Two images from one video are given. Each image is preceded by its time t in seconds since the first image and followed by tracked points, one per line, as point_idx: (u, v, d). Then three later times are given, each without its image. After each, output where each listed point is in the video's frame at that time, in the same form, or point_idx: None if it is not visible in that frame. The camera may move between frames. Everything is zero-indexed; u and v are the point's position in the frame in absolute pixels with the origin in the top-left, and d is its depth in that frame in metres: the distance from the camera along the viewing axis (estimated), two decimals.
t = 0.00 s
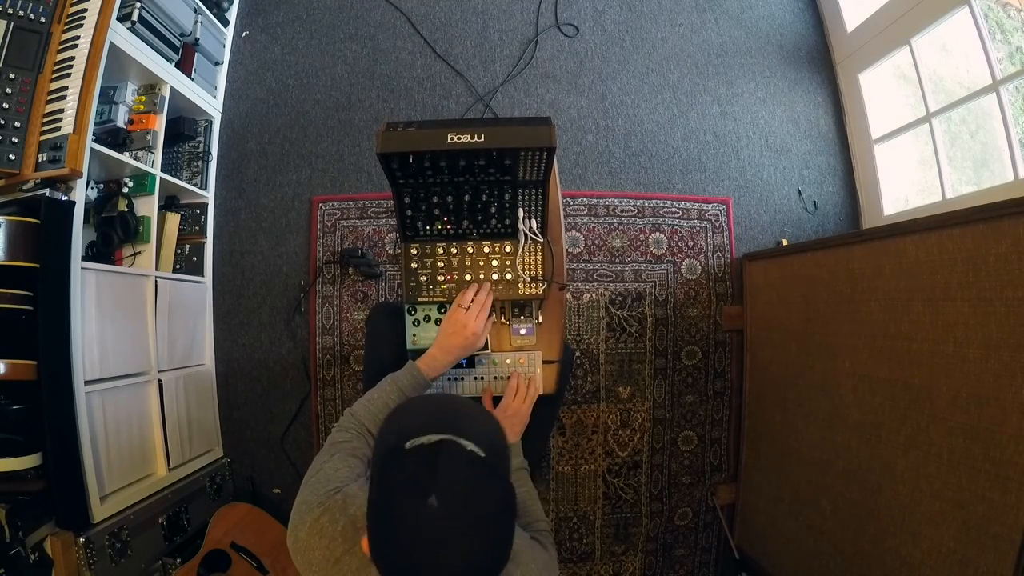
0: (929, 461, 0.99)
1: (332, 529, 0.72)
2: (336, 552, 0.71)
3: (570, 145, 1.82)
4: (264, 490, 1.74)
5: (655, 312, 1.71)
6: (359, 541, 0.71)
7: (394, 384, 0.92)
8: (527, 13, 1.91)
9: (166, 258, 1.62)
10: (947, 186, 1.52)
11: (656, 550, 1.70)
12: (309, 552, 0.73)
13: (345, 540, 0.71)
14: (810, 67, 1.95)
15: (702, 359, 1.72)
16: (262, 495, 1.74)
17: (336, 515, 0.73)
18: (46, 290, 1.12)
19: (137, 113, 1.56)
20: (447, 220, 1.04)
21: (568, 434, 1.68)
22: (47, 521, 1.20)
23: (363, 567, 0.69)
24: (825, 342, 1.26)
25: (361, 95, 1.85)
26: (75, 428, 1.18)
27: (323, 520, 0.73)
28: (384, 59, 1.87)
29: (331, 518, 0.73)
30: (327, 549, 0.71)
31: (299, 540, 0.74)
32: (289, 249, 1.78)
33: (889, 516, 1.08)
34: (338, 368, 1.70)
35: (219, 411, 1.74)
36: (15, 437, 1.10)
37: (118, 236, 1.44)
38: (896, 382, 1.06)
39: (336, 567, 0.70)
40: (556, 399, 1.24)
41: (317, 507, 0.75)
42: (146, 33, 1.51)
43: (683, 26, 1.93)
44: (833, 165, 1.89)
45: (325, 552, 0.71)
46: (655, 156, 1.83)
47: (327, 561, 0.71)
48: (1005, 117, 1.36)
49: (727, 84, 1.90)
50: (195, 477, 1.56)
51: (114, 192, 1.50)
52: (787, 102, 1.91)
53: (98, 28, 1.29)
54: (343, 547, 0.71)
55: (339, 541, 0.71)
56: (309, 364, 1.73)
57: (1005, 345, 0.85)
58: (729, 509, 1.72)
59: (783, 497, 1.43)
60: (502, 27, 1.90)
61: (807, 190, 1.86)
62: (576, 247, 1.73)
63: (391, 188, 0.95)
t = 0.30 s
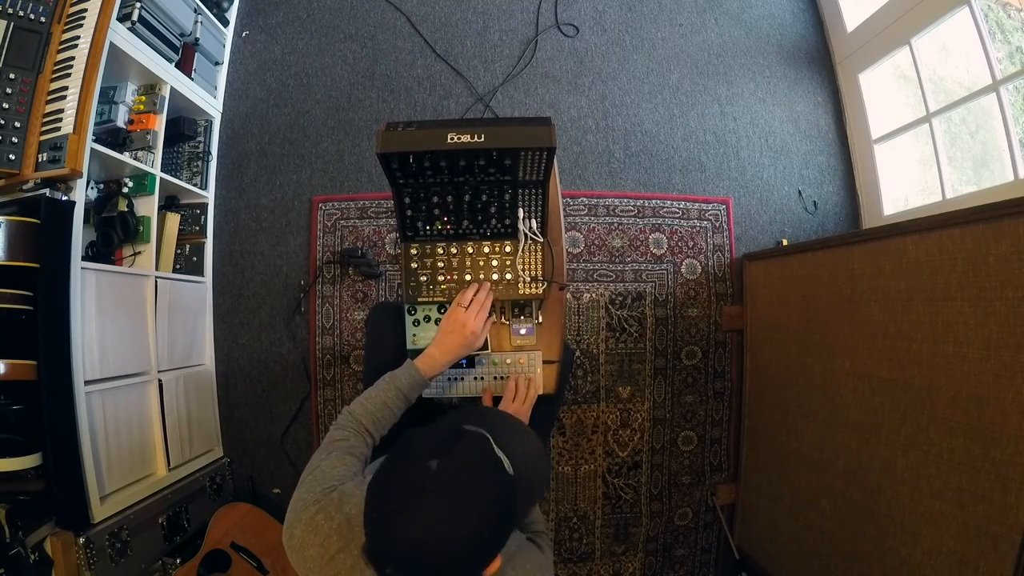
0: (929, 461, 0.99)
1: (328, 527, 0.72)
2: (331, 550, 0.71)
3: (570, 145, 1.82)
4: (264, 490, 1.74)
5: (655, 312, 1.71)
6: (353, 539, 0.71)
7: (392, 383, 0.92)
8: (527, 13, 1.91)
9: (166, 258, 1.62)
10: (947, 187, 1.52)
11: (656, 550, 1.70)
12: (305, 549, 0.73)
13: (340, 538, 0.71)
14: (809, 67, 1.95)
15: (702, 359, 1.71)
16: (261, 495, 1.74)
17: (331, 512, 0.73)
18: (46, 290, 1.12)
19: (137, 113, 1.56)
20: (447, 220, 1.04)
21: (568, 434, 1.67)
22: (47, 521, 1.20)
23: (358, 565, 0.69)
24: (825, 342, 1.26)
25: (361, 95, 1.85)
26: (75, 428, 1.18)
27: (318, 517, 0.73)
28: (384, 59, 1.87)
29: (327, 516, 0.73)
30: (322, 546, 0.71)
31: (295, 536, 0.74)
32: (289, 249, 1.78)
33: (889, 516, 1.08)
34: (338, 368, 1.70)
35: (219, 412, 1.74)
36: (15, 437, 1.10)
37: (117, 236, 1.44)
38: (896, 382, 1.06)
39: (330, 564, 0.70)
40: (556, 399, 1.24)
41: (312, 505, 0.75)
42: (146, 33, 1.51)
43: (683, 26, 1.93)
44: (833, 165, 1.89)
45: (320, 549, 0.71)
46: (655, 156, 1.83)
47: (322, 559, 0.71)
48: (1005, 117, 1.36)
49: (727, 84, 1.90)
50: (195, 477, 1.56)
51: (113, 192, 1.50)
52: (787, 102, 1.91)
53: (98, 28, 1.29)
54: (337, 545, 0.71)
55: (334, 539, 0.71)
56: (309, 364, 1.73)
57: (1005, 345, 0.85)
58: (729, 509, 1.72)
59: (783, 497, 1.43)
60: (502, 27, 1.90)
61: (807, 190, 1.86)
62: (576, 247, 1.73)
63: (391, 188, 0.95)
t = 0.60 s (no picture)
0: (929, 461, 0.99)
1: (331, 529, 0.73)
2: (334, 552, 0.72)
3: (570, 145, 1.82)
4: (264, 490, 1.74)
5: (655, 312, 1.71)
6: (356, 540, 0.73)
7: (392, 384, 0.92)
8: (527, 13, 1.91)
9: (166, 258, 1.62)
10: (947, 187, 1.52)
11: (656, 550, 1.70)
12: (308, 550, 0.73)
13: (343, 539, 0.73)
14: (809, 67, 1.95)
15: (702, 359, 1.71)
16: (262, 495, 1.74)
17: (334, 514, 0.74)
18: (46, 289, 1.12)
19: (137, 113, 1.56)
20: (447, 220, 1.04)
21: (568, 434, 1.67)
22: (47, 521, 1.20)
23: (361, 565, 0.71)
24: (825, 342, 1.26)
25: (361, 95, 1.85)
26: (75, 428, 1.18)
27: (321, 519, 0.74)
28: (384, 59, 1.87)
29: (330, 518, 0.74)
30: (324, 548, 0.72)
31: (297, 540, 0.75)
32: (289, 249, 1.78)
33: (889, 516, 1.08)
34: (338, 367, 1.70)
35: (219, 412, 1.74)
36: (15, 437, 1.10)
37: (118, 236, 1.44)
38: (896, 382, 1.06)
39: (333, 566, 0.71)
40: (556, 399, 1.23)
41: (315, 506, 0.75)
42: (146, 33, 1.51)
43: (683, 26, 1.93)
44: (833, 165, 1.89)
45: (323, 552, 0.72)
46: (656, 156, 1.83)
47: (325, 561, 0.72)
48: (1005, 117, 1.36)
49: (727, 84, 1.90)
50: (195, 477, 1.56)
51: (114, 192, 1.50)
52: (787, 102, 1.91)
53: (98, 28, 1.29)
54: (340, 546, 0.72)
55: (337, 541, 0.73)
56: (309, 364, 1.73)
57: (1005, 345, 0.85)
58: (729, 509, 1.72)
59: (783, 497, 1.43)
60: (502, 27, 1.90)
61: (807, 190, 1.86)
62: (576, 247, 1.73)
63: (391, 188, 0.95)
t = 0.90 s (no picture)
0: (929, 461, 0.99)
1: (331, 527, 0.74)
2: (335, 551, 0.73)
3: (570, 145, 1.82)
4: (264, 490, 1.74)
5: (655, 312, 1.71)
6: (357, 539, 0.73)
7: (392, 384, 0.91)
8: (527, 13, 1.91)
9: (166, 258, 1.62)
10: (947, 186, 1.52)
11: (656, 550, 1.70)
12: (309, 549, 0.74)
13: (344, 538, 0.73)
14: (809, 67, 1.95)
15: (702, 359, 1.71)
16: (262, 495, 1.74)
17: (335, 513, 0.74)
18: (46, 290, 1.12)
19: (138, 113, 1.56)
20: (447, 220, 1.04)
21: (568, 434, 1.67)
22: (47, 521, 1.20)
23: (361, 564, 0.72)
24: (825, 343, 1.26)
25: (361, 95, 1.85)
26: (75, 428, 1.18)
27: (322, 518, 0.74)
28: (384, 59, 1.87)
29: (331, 517, 0.74)
30: (325, 547, 0.73)
31: (299, 538, 0.75)
32: (289, 249, 1.78)
33: (889, 517, 1.08)
34: (338, 367, 1.70)
35: (219, 411, 1.74)
36: (15, 437, 1.10)
37: (118, 236, 1.44)
38: (896, 383, 1.06)
39: (335, 564, 0.72)
40: (555, 399, 1.23)
41: (317, 505, 0.76)
42: (146, 33, 1.51)
43: (683, 26, 1.93)
44: (833, 165, 1.89)
45: (324, 550, 0.73)
46: (656, 156, 1.83)
47: (326, 560, 0.73)
48: (1005, 117, 1.36)
49: (727, 84, 1.90)
50: (195, 477, 1.56)
51: (114, 192, 1.50)
52: (787, 102, 1.91)
53: (98, 28, 1.29)
54: (341, 545, 0.73)
55: (338, 539, 0.73)
56: (309, 364, 1.73)
57: (1005, 345, 0.85)
58: (729, 510, 1.72)
59: (783, 497, 1.43)
60: (502, 27, 1.90)
61: (807, 190, 1.86)
62: (576, 247, 1.73)
63: (391, 188, 0.95)
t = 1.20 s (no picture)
0: (929, 461, 0.99)
1: (332, 526, 0.73)
2: (337, 549, 0.72)
3: (571, 145, 1.82)
4: (264, 490, 1.74)
5: (655, 312, 1.71)
6: (357, 538, 0.73)
7: (393, 388, 0.91)
8: (527, 13, 1.91)
9: (166, 258, 1.62)
10: (947, 187, 1.52)
11: (656, 550, 1.70)
12: (311, 547, 0.74)
13: (346, 536, 0.73)
14: (809, 67, 1.95)
15: (702, 359, 1.71)
16: (262, 495, 1.74)
17: (336, 512, 0.74)
18: (46, 290, 1.12)
19: (138, 113, 1.56)
20: (447, 220, 1.04)
21: (568, 434, 1.67)
22: (47, 521, 1.20)
23: (363, 562, 0.71)
24: (825, 343, 1.26)
25: (361, 95, 1.85)
26: (75, 428, 1.18)
27: (324, 516, 0.74)
28: (384, 59, 1.87)
29: (332, 515, 0.74)
30: (327, 545, 0.73)
31: (301, 536, 0.75)
32: (289, 249, 1.78)
33: (889, 517, 1.08)
34: (338, 367, 1.70)
35: (219, 412, 1.74)
36: (15, 437, 1.10)
37: (117, 236, 1.44)
38: (896, 383, 1.06)
39: (336, 563, 0.72)
40: (555, 399, 1.23)
41: (318, 504, 0.76)
42: (146, 33, 1.51)
43: (683, 26, 1.93)
44: (833, 165, 1.89)
45: (326, 548, 0.73)
46: (656, 156, 1.83)
47: (327, 558, 0.72)
48: (1005, 117, 1.36)
49: (727, 84, 1.90)
50: (195, 477, 1.56)
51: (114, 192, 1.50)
52: (787, 102, 1.91)
53: (98, 28, 1.29)
54: (342, 543, 0.73)
55: (339, 538, 0.73)
56: (309, 364, 1.73)
57: (1005, 345, 0.85)
58: (729, 510, 1.72)
59: (783, 497, 1.43)
60: (502, 27, 1.90)
61: (807, 190, 1.86)
62: (576, 247, 1.73)
63: (391, 188, 0.95)
